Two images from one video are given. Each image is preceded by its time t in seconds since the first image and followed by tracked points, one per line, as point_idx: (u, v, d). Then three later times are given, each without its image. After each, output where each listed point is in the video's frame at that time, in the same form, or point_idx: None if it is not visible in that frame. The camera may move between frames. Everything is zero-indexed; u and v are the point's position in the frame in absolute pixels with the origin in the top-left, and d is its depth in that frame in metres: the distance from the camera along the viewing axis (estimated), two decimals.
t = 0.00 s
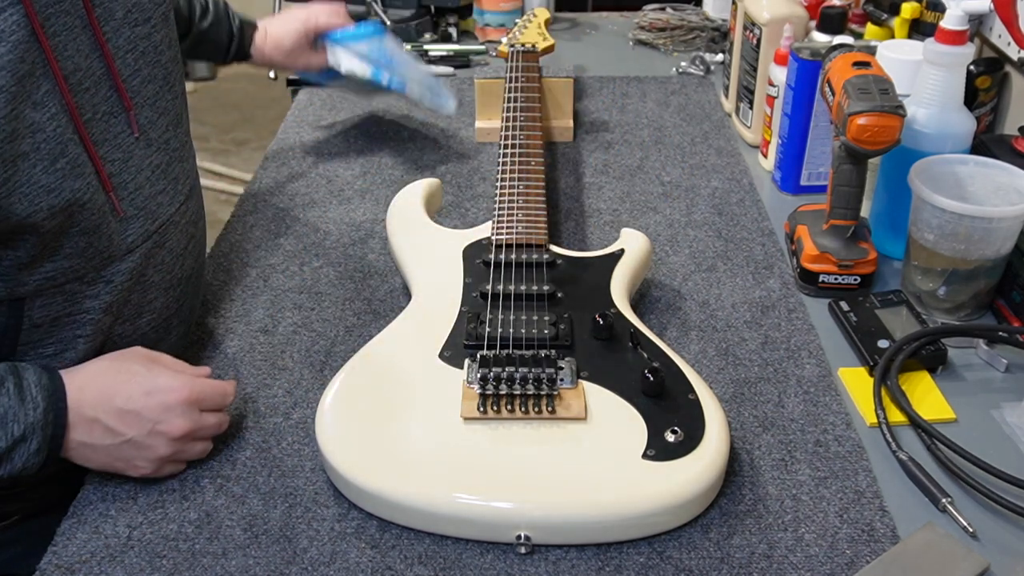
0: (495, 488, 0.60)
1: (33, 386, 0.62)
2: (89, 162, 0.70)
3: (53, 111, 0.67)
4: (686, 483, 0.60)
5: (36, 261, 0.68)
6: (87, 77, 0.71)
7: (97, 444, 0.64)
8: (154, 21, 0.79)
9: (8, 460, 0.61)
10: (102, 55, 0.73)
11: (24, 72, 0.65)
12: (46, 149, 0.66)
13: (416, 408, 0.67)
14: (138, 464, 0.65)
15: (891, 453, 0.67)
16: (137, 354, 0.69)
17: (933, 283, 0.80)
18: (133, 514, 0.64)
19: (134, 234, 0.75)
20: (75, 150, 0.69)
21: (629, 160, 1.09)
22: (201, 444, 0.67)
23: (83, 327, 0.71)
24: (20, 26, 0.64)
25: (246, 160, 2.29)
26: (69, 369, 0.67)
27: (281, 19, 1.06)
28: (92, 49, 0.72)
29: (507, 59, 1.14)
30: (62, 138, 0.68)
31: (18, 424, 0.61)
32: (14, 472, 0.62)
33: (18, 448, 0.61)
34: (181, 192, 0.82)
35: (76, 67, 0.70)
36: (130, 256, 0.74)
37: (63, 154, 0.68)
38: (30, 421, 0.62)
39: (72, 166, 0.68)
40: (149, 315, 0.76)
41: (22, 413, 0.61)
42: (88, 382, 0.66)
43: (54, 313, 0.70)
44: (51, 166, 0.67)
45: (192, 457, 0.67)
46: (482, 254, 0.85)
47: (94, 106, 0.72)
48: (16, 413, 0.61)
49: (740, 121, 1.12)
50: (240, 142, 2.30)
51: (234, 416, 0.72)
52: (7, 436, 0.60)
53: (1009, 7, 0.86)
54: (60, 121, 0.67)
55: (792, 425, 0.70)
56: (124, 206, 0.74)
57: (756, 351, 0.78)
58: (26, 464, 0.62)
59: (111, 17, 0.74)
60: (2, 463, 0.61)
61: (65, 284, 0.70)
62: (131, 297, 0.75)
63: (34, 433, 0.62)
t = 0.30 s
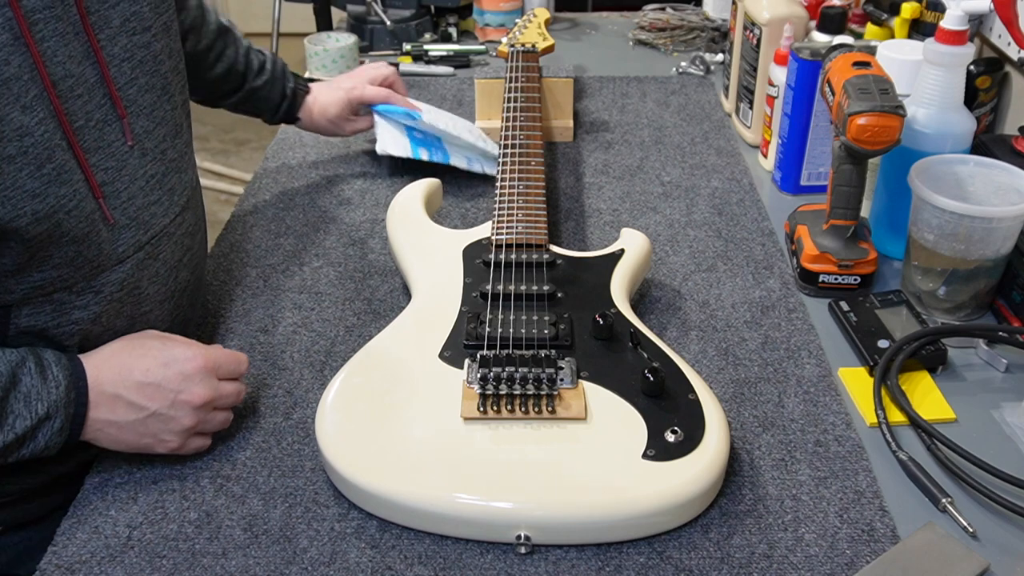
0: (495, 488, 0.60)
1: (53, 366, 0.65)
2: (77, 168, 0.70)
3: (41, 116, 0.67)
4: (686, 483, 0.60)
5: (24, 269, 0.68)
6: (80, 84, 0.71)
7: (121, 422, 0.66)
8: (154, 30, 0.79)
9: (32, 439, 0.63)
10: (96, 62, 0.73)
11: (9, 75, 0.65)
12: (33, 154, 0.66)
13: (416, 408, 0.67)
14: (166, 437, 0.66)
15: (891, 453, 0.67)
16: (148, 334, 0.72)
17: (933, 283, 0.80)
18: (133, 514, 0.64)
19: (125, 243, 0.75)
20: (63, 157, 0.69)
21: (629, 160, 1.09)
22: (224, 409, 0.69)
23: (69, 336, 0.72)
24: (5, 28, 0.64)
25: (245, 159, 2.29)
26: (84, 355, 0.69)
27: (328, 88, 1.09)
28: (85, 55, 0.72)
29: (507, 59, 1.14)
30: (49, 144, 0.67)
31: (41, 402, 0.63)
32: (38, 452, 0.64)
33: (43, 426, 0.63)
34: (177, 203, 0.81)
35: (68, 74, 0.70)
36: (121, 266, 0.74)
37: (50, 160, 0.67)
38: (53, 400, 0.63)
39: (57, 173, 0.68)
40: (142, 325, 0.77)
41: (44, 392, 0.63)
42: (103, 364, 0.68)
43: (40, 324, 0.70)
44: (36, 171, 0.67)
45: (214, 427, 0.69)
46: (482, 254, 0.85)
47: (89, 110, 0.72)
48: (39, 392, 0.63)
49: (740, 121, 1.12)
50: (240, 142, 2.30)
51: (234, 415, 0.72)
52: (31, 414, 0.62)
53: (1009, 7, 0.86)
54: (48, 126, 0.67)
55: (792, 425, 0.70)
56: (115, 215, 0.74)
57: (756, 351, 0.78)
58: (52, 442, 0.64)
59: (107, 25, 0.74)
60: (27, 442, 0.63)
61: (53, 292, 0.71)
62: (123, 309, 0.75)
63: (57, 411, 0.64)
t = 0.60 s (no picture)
0: (495, 488, 0.60)
1: (40, 381, 0.64)
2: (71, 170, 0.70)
3: (37, 117, 0.67)
4: (686, 483, 0.60)
5: (11, 275, 0.69)
6: (82, 88, 0.71)
7: (103, 442, 0.65)
8: (164, 40, 0.78)
9: (11, 454, 0.62)
10: (101, 68, 0.73)
11: (7, 73, 0.65)
12: (25, 155, 0.66)
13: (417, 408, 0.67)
14: (147, 462, 0.65)
15: (891, 452, 0.67)
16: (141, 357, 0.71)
17: (933, 282, 0.80)
18: (133, 514, 0.64)
19: (119, 251, 0.74)
20: (57, 160, 0.68)
21: (629, 159, 1.09)
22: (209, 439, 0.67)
23: (56, 345, 0.71)
24: (6, 28, 0.65)
25: (246, 159, 2.29)
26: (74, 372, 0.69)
27: (352, 108, 1.08)
28: (90, 61, 0.72)
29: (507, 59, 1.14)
30: (43, 146, 0.67)
31: (23, 417, 0.62)
32: (16, 468, 0.63)
33: (23, 442, 0.62)
34: (177, 216, 0.81)
35: (71, 78, 0.70)
36: (114, 273, 0.74)
37: (41, 162, 0.67)
38: (35, 415, 0.63)
39: (49, 176, 0.68)
40: (133, 336, 0.76)
41: (27, 407, 0.62)
42: (92, 382, 0.67)
43: (25, 331, 0.70)
44: (26, 172, 0.67)
45: (199, 455, 0.67)
46: (481, 254, 0.85)
47: (91, 116, 0.72)
48: (22, 407, 0.62)
49: (740, 121, 1.12)
50: (240, 142, 2.30)
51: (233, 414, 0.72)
52: (12, 428, 0.61)
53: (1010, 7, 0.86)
54: (43, 127, 0.67)
55: (792, 425, 0.70)
56: (110, 222, 0.73)
57: (755, 351, 0.78)
58: (30, 459, 0.63)
59: (115, 32, 0.74)
60: (6, 457, 0.62)
61: (40, 297, 0.70)
62: (113, 320, 0.74)
63: (38, 427, 0.63)
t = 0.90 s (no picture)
0: (495, 488, 0.60)
1: (50, 380, 0.63)
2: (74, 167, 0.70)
3: (39, 113, 0.67)
4: (687, 483, 0.60)
5: (15, 271, 0.69)
6: (82, 84, 0.71)
7: (114, 441, 0.65)
8: (161, 36, 0.78)
9: (24, 453, 0.62)
10: (99, 64, 0.73)
11: (10, 72, 0.65)
12: (28, 151, 0.66)
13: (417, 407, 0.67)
14: (157, 462, 0.65)
15: (891, 452, 0.67)
16: (149, 356, 0.71)
17: (933, 283, 0.80)
18: (133, 513, 0.64)
19: (120, 246, 0.74)
20: (58, 156, 0.69)
21: (629, 160, 1.09)
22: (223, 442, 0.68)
23: (60, 340, 0.71)
24: (8, 26, 0.65)
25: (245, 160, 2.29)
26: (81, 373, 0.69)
27: (355, 145, 1.05)
28: (88, 57, 0.72)
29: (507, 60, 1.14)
30: (45, 142, 0.67)
31: (36, 416, 0.62)
32: (29, 466, 0.63)
33: (35, 441, 0.62)
34: (177, 210, 0.80)
35: (71, 74, 0.70)
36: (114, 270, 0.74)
37: (44, 159, 0.67)
38: (47, 414, 0.62)
39: (50, 172, 0.68)
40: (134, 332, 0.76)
41: (40, 407, 0.62)
42: (101, 382, 0.67)
43: (30, 326, 0.70)
44: (29, 168, 0.67)
45: (207, 456, 0.67)
46: (482, 254, 0.85)
47: (89, 113, 0.72)
48: (34, 406, 0.62)
49: (739, 121, 1.12)
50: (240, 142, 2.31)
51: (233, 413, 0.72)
52: (25, 428, 0.61)
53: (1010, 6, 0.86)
54: (46, 124, 0.67)
55: (792, 425, 0.70)
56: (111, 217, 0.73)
57: (755, 351, 0.78)
58: (42, 459, 0.63)
59: (112, 28, 0.74)
60: (18, 456, 0.62)
61: (42, 293, 0.70)
62: (116, 313, 0.74)
63: (50, 426, 0.63)
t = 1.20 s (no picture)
0: (478, 477, 0.59)
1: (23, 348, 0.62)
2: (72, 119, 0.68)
3: (28, 67, 0.64)
4: (675, 474, 0.59)
5: None
6: (63, 36, 0.69)
7: (72, 473, 0.61)
8: None
9: None
10: (75, 18, 0.72)
11: None
12: (24, 104, 0.64)
13: (400, 394, 0.65)
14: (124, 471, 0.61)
15: (880, 413, 0.67)
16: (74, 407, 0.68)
17: (923, 244, 0.80)
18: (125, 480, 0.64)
19: (102, 206, 0.72)
20: (57, 107, 0.66)
21: (619, 122, 1.08)
22: (167, 461, 0.64)
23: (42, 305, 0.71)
24: None
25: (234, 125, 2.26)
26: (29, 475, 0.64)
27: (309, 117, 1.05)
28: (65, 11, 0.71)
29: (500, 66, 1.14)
30: (44, 95, 0.65)
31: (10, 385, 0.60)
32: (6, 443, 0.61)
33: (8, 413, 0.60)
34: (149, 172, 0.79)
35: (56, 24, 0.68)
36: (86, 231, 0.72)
37: (45, 111, 0.65)
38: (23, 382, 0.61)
39: (52, 123, 0.65)
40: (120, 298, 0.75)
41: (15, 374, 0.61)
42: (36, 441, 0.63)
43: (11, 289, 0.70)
44: (32, 120, 0.64)
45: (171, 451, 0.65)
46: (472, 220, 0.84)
47: (77, 69, 0.71)
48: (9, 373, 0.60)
49: (731, 82, 1.11)
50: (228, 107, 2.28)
51: (224, 381, 0.72)
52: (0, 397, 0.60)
53: None
54: (39, 76, 0.65)
55: (782, 386, 0.70)
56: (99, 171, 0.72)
57: (745, 313, 0.78)
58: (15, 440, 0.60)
59: None
60: None
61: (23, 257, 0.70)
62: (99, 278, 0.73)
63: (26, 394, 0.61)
